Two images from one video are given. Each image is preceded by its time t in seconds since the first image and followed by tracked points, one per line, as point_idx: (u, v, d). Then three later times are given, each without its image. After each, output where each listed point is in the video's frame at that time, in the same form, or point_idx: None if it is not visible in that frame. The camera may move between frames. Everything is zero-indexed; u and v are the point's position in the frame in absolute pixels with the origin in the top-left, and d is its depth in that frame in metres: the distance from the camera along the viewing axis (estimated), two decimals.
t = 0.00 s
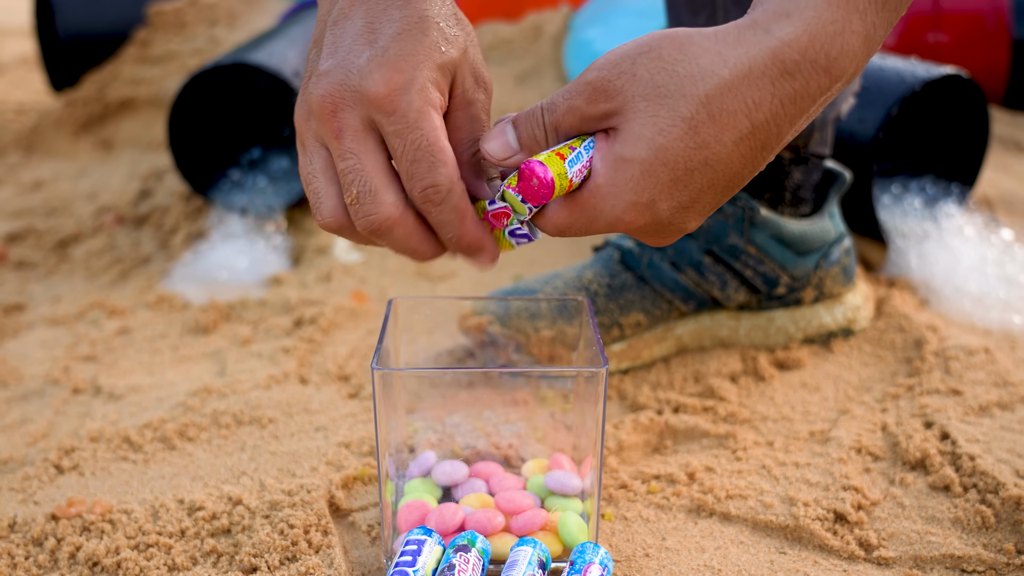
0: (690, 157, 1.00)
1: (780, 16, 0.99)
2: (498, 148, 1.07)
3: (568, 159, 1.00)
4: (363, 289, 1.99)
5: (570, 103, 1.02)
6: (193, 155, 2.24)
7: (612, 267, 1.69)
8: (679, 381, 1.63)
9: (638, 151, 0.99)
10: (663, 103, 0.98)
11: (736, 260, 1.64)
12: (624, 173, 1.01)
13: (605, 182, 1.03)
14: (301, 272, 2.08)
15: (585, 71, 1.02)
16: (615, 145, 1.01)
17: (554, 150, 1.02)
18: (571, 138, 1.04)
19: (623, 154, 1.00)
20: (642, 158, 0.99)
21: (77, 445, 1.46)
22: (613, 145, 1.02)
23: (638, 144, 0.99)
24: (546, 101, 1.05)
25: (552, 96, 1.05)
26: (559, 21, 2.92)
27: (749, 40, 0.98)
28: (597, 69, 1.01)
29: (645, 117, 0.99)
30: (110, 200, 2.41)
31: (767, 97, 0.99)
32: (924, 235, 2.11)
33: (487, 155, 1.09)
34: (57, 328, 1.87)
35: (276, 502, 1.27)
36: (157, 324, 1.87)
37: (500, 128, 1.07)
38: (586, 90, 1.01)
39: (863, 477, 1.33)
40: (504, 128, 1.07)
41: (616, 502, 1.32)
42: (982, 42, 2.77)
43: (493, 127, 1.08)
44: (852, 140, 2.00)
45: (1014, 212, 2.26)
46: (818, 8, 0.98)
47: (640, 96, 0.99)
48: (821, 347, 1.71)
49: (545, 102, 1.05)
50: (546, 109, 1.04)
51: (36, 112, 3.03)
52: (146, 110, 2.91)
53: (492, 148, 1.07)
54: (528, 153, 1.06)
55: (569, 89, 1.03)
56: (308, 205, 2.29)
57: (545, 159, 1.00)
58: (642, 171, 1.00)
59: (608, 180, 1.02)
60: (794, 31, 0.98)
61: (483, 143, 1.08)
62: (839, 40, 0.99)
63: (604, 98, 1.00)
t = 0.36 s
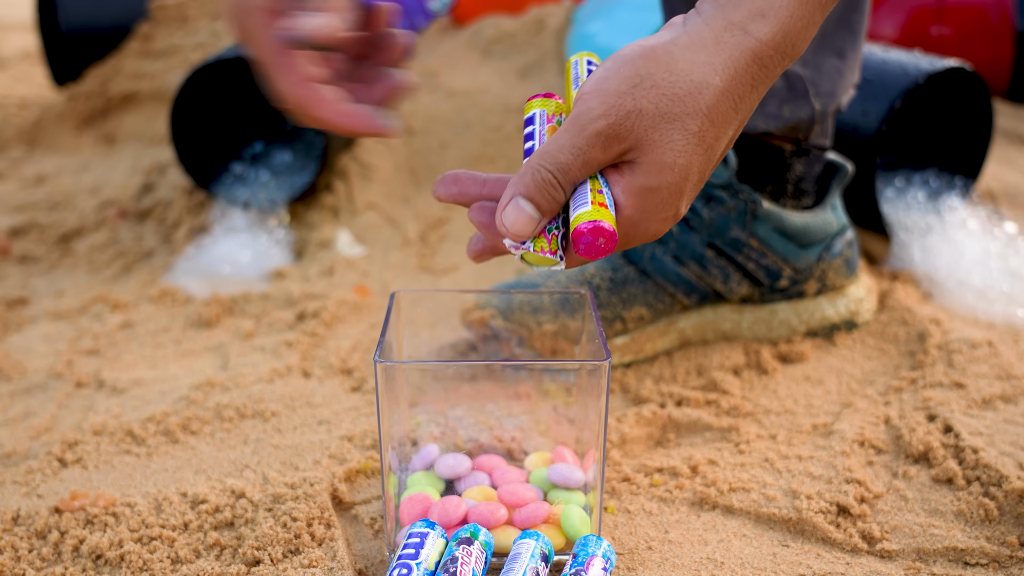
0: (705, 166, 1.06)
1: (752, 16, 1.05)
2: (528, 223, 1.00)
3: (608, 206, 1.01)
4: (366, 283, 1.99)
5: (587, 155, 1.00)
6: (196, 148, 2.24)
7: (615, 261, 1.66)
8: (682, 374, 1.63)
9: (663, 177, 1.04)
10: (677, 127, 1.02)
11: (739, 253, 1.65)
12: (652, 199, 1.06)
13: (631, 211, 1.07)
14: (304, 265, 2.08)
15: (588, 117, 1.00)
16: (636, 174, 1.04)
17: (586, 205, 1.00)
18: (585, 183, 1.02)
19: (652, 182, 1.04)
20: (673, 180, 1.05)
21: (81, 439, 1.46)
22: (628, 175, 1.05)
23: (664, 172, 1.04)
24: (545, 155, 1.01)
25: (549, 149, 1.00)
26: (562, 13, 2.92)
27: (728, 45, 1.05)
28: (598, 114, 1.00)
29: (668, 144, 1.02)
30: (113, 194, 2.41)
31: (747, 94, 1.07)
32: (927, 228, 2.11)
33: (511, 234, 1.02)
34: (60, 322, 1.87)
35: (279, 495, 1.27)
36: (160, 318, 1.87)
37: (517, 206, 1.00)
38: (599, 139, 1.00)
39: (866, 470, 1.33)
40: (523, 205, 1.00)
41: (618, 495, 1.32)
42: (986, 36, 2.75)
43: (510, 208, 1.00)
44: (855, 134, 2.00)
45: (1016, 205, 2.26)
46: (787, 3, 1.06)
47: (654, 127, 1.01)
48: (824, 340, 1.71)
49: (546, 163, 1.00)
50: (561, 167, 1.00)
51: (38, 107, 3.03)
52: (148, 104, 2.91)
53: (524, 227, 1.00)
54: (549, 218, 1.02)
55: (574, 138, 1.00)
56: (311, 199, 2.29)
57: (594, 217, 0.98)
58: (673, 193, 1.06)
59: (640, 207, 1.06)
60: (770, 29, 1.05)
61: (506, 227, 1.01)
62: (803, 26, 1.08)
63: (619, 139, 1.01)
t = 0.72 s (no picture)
0: (705, 194, 1.09)
1: (750, 47, 1.04)
2: (529, 255, 1.05)
3: (609, 240, 1.03)
4: (367, 278, 1.99)
5: (585, 194, 1.02)
6: (198, 144, 2.24)
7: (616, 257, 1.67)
8: (684, 370, 1.63)
9: (666, 210, 1.08)
10: (676, 165, 1.04)
11: (741, 248, 1.64)
12: (653, 226, 1.10)
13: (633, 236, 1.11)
14: (305, 261, 2.08)
15: (587, 161, 1.02)
16: (636, 207, 1.07)
17: (587, 240, 1.02)
18: (587, 217, 1.05)
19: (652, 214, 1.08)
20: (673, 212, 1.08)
21: (83, 434, 1.46)
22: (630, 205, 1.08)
23: (665, 206, 1.07)
24: (546, 191, 1.03)
25: (550, 186, 1.03)
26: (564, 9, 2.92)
27: (724, 78, 1.04)
28: (597, 157, 1.02)
29: (666, 181, 1.05)
30: (114, 190, 2.41)
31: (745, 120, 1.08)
32: (929, 223, 2.11)
33: (514, 261, 1.07)
34: (62, 318, 1.87)
35: (281, 490, 1.27)
36: (162, 314, 1.87)
37: (517, 239, 1.04)
38: (597, 180, 1.02)
39: (868, 465, 1.33)
40: (524, 237, 1.04)
41: (620, 490, 1.32)
42: (988, 31, 2.76)
43: (511, 240, 1.05)
44: (857, 128, 2.00)
45: (1018, 200, 2.26)
46: (784, 30, 1.04)
47: (653, 166, 1.03)
48: (826, 336, 1.71)
49: (547, 198, 1.03)
50: (561, 203, 1.03)
51: (39, 103, 3.03)
52: (150, 100, 2.91)
53: (527, 258, 1.05)
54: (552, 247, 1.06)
55: (574, 177, 1.02)
56: (312, 194, 2.29)
57: (593, 253, 1.00)
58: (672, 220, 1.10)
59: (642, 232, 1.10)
60: (768, 58, 1.04)
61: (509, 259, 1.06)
62: (800, 49, 1.06)
63: (617, 179, 1.03)
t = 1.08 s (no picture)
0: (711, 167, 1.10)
1: (745, 19, 1.06)
2: (538, 236, 1.06)
3: (624, 223, 1.03)
4: (368, 271, 1.99)
5: (596, 179, 1.02)
6: (199, 138, 2.25)
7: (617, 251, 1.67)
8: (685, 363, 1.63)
9: (677, 188, 1.08)
10: (685, 143, 1.04)
11: (742, 242, 1.64)
12: (666, 204, 1.10)
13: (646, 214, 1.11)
14: (306, 254, 2.08)
15: (598, 147, 1.01)
16: (647, 186, 1.07)
17: (603, 226, 1.01)
18: (599, 201, 1.05)
19: (663, 192, 1.08)
20: (684, 188, 1.08)
21: (83, 426, 1.46)
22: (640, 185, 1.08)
23: (676, 183, 1.07)
24: (556, 177, 1.03)
25: (559, 173, 1.03)
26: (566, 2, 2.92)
27: (722, 51, 1.05)
28: (608, 143, 1.01)
29: (677, 159, 1.05)
30: (115, 183, 2.41)
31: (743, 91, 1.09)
32: (931, 217, 2.11)
33: (525, 243, 1.08)
34: (63, 311, 1.87)
35: (281, 482, 1.28)
36: (162, 307, 1.88)
37: (529, 223, 1.06)
38: (609, 165, 1.02)
39: (868, 458, 1.33)
40: (534, 221, 1.05)
41: (620, 482, 1.32)
42: (990, 26, 2.75)
43: (521, 224, 1.06)
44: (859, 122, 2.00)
45: (1020, 195, 2.26)
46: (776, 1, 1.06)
47: (664, 146, 1.03)
48: (826, 329, 1.71)
49: (558, 185, 1.03)
50: (572, 188, 1.02)
51: (40, 96, 3.03)
52: (151, 93, 2.91)
53: (537, 239, 1.07)
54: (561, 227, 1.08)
55: (585, 164, 1.02)
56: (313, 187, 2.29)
57: (611, 238, 1.00)
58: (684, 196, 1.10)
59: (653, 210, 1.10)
60: (763, 31, 1.06)
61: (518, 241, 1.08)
62: (791, 20, 1.10)
63: (629, 163, 1.03)
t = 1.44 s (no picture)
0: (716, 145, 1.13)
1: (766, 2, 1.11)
2: (548, 211, 1.01)
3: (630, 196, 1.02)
4: (368, 257, 1.99)
5: (609, 147, 1.02)
6: (200, 123, 2.24)
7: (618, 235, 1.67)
8: (685, 348, 1.63)
9: (684, 161, 1.10)
10: (696, 115, 1.07)
11: (742, 227, 1.64)
12: (668, 177, 1.11)
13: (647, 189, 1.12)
14: (307, 240, 2.08)
15: (616, 114, 1.01)
16: (654, 158, 1.08)
17: (609, 197, 1.00)
18: (604, 171, 1.04)
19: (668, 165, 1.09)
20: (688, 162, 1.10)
21: (83, 409, 1.46)
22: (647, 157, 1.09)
23: (684, 157, 1.10)
24: (567, 146, 1.01)
25: (572, 140, 1.01)
26: None
27: (745, 29, 1.10)
28: (624, 109, 1.02)
29: (687, 130, 1.07)
30: (115, 169, 2.40)
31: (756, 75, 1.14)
32: (932, 204, 2.11)
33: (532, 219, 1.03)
34: (63, 296, 1.87)
35: (282, 465, 1.28)
36: (163, 292, 1.88)
37: (538, 195, 1.00)
38: (623, 132, 1.02)
39: (868, 442, 1.33)
40: (544, 193, 1.00)
41: (620, 466, 1.33)
42: (991, 14, 2.76)
43: (531, 197, 1.00)
44: (860, 109, 2.00)
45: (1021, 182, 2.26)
46: None
47: (678, 116, 1.05)
48: (827, 315, 1.72)
49: (568, 151, 1.01)
50: (583, 156, 1.01)
51: (39, 82, 3.02)
52: (151, 79, 2.91)
53: (545, 212, 1.01)
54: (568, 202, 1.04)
55: (599, 131, 1.01)
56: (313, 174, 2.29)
57: (616, 208, 0.98)
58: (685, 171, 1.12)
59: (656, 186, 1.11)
60: (783, 14, 1.12)
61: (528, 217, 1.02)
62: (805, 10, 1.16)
63: (641, 131, 1.04)
